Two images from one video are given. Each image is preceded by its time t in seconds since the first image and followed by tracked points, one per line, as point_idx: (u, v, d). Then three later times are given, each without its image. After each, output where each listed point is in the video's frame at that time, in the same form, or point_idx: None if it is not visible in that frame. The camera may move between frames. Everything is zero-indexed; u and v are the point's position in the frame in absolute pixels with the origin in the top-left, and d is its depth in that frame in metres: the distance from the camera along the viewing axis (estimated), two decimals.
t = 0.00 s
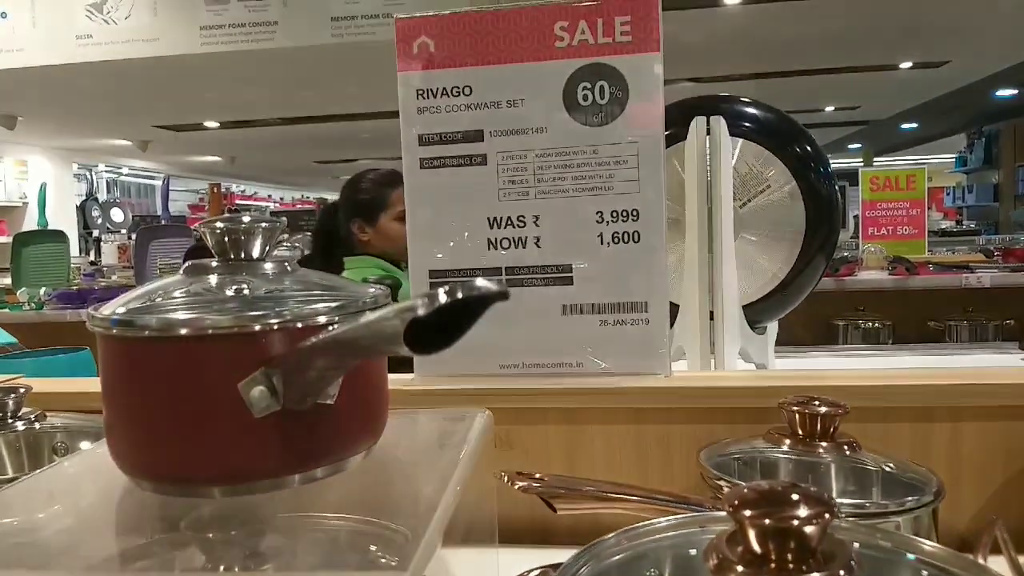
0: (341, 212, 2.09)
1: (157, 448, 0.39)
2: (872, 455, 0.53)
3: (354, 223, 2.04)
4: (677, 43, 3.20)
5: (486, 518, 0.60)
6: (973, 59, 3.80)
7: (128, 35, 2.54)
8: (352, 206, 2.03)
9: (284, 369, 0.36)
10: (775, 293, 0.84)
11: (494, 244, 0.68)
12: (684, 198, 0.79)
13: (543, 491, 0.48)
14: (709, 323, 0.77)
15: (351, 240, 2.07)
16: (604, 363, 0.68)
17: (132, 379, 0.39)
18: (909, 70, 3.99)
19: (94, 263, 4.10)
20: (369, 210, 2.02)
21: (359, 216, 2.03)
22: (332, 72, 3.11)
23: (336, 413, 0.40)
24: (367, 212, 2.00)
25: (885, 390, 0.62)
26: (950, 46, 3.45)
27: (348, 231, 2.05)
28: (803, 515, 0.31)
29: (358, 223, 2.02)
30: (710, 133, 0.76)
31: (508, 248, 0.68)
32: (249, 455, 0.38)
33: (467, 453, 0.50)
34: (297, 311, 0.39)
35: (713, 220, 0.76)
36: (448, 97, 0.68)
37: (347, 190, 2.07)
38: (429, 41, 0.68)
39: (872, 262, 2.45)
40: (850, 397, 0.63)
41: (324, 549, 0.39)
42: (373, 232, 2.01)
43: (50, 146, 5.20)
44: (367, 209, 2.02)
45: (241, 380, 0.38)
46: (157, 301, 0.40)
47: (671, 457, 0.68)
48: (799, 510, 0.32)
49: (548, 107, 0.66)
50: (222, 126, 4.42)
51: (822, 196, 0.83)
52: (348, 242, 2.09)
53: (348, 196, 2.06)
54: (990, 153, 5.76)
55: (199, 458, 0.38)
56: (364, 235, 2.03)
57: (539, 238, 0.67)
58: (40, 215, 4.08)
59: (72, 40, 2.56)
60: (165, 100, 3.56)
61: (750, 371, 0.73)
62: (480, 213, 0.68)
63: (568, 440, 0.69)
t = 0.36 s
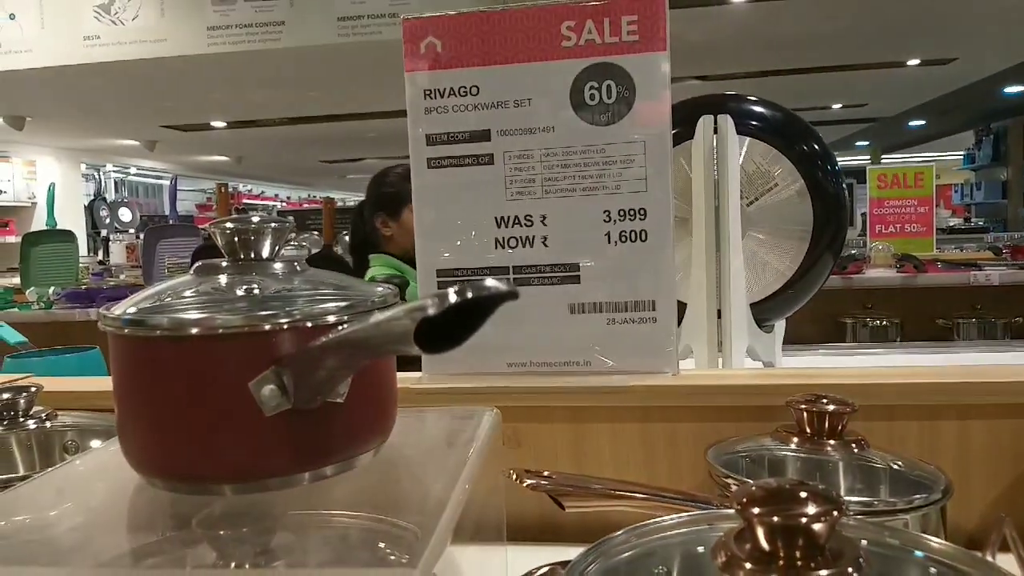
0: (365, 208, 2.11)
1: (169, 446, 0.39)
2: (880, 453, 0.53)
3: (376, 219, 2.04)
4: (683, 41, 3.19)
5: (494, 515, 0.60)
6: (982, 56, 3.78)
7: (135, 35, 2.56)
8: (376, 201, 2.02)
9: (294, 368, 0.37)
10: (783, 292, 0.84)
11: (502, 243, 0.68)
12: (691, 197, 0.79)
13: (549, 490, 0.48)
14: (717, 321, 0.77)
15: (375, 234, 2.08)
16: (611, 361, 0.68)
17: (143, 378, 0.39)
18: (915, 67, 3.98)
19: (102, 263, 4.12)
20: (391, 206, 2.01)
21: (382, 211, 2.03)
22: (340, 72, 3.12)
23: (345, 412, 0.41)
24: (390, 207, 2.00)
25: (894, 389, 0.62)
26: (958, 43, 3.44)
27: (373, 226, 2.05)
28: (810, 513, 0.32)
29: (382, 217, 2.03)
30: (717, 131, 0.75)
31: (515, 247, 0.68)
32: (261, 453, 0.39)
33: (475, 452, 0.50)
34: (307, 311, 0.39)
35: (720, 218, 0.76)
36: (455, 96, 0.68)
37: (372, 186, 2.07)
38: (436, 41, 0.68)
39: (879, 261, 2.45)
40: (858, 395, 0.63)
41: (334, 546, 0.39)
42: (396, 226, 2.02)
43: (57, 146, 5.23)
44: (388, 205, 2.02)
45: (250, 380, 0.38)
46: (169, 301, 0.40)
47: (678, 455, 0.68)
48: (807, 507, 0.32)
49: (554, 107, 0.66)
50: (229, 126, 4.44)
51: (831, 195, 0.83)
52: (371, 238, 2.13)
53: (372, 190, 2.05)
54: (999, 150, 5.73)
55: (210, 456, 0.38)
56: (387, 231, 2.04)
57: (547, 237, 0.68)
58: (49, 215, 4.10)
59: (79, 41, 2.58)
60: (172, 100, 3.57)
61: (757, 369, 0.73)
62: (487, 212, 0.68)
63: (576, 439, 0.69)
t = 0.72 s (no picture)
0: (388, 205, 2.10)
1: (179, 443, 0.39)
2: (886, 451, 0.54)
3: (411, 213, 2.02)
4: (687, 40, 3.19)
5: (502, 512, 0.60)
6: (988, 54, 3.76)
7: (141, 36, 2.57)
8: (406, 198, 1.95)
9: (303, 365, 0.37)
10: (788, 290, 0.84)
11: (507, 241, 0.69)
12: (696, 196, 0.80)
13: (555, 488, 0.49)
14: (722, 319, 0.78)
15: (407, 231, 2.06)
16: (617, 359, 0.68)
17: (153, 376, 0.39)
18: (920, 66, 3.97)
19: (108, 262, 4.13)
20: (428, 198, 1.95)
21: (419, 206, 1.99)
22: (345, 71, 3.12)
23: (354, 410, 0.41)
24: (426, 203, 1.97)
25: (900, 387, 0.62)
26: (963, 41, 3.43)
27: (406, 223, 1.98)
28: (817, 508, 0.32)
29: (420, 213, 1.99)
30: (723, 129, 0.75)
31: (521, 245, 0.68)
32: (269, 450, 0.39)
33: (482, 450, 0.50)
34: (316, 309, 0.39)
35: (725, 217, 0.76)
36: (461, 95, 0.68)
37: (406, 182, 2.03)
38: (442, 40, 0.68)
39: (883, 259, 2.44)
40: (864, 393, 0.63)
41: (342, 544, 0.39)
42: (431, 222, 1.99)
43: (62, 146, 5.25)
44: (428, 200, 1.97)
45: (260, 377, 0.38)
46: (178, 300, 0.41)
47: (683, 453, 0.68)
48: (814, 503, 0.32)
49: (560, 106, 0.67)
50: (234, 126, 4.45)
51: (836, 191, 0.83)
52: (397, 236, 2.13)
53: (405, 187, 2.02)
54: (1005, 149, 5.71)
55: (220, 453, 0.39)
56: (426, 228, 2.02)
57: (552, 236, 0.68)
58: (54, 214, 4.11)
59: (85, 41, 2.59)
60: (177, 100, 3.58)
61: (762, 367, 0.73)
62: (493, 211, 0.69)
63: (582, 437, 0.69)
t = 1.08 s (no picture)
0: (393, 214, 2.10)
1: (185, 452, 0.39)
2: (888, 458, 0.54)
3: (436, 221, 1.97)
4: (685, 48, 3.21)
5: (506, 520, 0.60)
6: (985, 61, 3.78)
7: (141, 46, 2.57)
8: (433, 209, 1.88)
9: (309, 374, 0.37)
10: (789, 297, 0.84)
11: (510, 250, 0.69)
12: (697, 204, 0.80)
13: (560, 495, 0.49)
14: (724, 326, 0.78)
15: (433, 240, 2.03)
16: (619, 366, 0.68)
17: (159, 384, 0.39)
18: (918, 73, 3.99)
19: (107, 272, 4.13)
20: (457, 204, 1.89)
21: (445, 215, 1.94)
22: (344, 81, 3.14)
23: (359, 418, 0.41)
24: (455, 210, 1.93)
25: (902, 394, 0.63)
26: (960, 48, 3.44)
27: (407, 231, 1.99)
28: (823, 515, 0.32)
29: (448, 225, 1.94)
30: (723, 137, 0.76)
31: (523, 253, 0.69)
32: (275, 458, 0.39)
33: (486, 458, 0.50)
34: (322, 318, 0.39)
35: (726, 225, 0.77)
36: (464, 104, 0.68)
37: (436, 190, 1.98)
38: (444, 49, 0.68)
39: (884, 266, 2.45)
40: (867, 400, 0.63)
41: (347, 553, 0.39)
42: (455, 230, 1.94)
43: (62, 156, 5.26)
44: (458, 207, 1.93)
45: (265, 385, 0.38)
46: (184, 309, 0.41)
47: (685, 461, 0.68)
48: (820, 511, 0.32)
49: (562, 114, 0.67)
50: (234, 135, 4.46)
51: (836, 199, 0.84)
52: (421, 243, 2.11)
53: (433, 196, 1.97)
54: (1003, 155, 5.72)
55: (226, 462, 0.39)
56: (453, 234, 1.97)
57: (554, 244, 0.68)
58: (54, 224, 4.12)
59: (85, 51, 2.60)
60: (178, 109, 3.59)
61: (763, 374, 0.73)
62: (496, 219, 0.69)
63: (585, 444, 0.69)
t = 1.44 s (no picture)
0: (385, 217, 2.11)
1: (181, 451, 0.39)
2: (882, 455, 0.54)
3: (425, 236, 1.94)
4: (679, 48, 3.21)
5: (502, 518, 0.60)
6: (978, 62, 3.80)
7: (133, 46, 2.57)
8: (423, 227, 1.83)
9: (306, 373, 0.37)
10: (783, 295, 0.85)
11: (505, 249, 0.69)
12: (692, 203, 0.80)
13: (555, 493, 0.49)
14: (718, 325, 0.78)
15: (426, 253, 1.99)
16: (614, 365, 0.68)
17: (154, 383, 0.39)
18: (910, 74, 4.01)
19: (100, 272, 4.12)
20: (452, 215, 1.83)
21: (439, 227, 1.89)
22: (338, 80, 3.13)
23: (355, 417, 0.41)
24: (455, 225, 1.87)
25: (895, 392, 0.63)
26: (952, 48, 3.46)
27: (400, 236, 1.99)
28: (818, 512, 0.32)
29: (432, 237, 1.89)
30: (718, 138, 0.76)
31: (519, 252, 0.69)
32: (272, 457, 0.39)
33: (482, 457, 0.51)
34: (318, 317, 0.39)
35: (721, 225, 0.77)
36: (459, 104, 0.68)
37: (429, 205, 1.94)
38: (439, 49, 0.68)
39: (878, 265, 2.46)
40: (861, 397, 0.63)
41: (344, 551, 0.39)
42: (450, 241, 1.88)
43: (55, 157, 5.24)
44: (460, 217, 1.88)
45: (261, 384, 0.38)
46: (180, 308, 0.41)
47: (681, 458, 0.68)
48: (815, 506, 0.33)
49: (557, 114, 0.67)
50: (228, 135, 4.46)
51: (830, 199, 0.84)
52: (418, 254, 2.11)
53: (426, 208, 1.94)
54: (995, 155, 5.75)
55: (222, 461, 0.39)
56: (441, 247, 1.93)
57: (550, 243, 0.68)
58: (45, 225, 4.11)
59: (78, 51, 2.59)
60: (171, 110, 3.59)
61: (757, 372, 0.73)
62: (491, 219, 0.69)
63: (580, 443, 0.69)
